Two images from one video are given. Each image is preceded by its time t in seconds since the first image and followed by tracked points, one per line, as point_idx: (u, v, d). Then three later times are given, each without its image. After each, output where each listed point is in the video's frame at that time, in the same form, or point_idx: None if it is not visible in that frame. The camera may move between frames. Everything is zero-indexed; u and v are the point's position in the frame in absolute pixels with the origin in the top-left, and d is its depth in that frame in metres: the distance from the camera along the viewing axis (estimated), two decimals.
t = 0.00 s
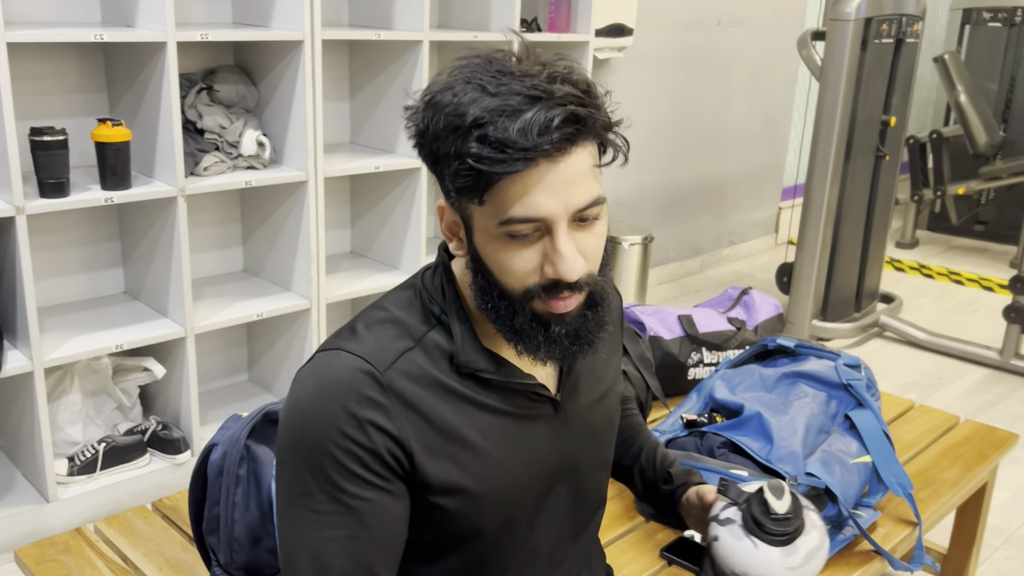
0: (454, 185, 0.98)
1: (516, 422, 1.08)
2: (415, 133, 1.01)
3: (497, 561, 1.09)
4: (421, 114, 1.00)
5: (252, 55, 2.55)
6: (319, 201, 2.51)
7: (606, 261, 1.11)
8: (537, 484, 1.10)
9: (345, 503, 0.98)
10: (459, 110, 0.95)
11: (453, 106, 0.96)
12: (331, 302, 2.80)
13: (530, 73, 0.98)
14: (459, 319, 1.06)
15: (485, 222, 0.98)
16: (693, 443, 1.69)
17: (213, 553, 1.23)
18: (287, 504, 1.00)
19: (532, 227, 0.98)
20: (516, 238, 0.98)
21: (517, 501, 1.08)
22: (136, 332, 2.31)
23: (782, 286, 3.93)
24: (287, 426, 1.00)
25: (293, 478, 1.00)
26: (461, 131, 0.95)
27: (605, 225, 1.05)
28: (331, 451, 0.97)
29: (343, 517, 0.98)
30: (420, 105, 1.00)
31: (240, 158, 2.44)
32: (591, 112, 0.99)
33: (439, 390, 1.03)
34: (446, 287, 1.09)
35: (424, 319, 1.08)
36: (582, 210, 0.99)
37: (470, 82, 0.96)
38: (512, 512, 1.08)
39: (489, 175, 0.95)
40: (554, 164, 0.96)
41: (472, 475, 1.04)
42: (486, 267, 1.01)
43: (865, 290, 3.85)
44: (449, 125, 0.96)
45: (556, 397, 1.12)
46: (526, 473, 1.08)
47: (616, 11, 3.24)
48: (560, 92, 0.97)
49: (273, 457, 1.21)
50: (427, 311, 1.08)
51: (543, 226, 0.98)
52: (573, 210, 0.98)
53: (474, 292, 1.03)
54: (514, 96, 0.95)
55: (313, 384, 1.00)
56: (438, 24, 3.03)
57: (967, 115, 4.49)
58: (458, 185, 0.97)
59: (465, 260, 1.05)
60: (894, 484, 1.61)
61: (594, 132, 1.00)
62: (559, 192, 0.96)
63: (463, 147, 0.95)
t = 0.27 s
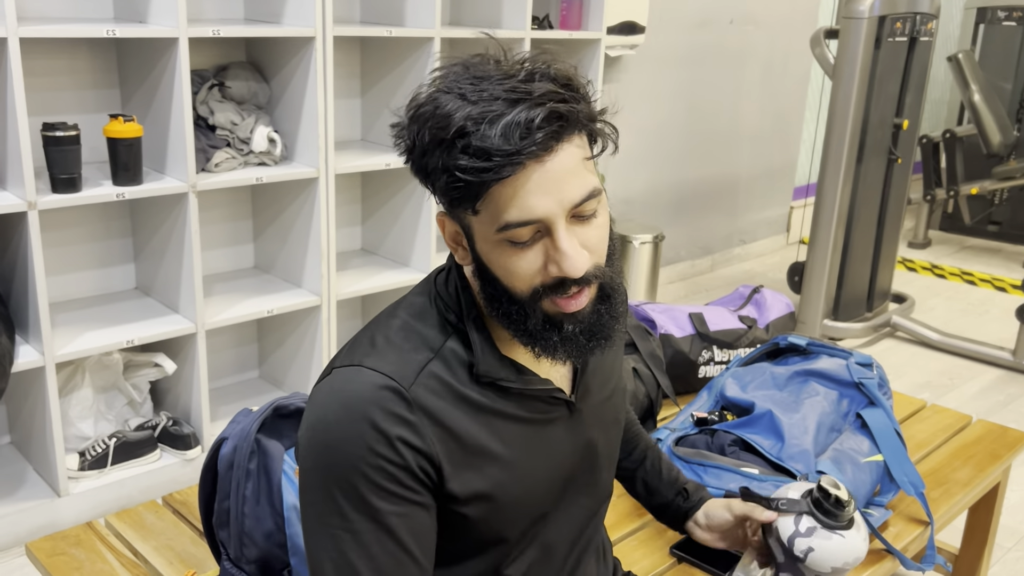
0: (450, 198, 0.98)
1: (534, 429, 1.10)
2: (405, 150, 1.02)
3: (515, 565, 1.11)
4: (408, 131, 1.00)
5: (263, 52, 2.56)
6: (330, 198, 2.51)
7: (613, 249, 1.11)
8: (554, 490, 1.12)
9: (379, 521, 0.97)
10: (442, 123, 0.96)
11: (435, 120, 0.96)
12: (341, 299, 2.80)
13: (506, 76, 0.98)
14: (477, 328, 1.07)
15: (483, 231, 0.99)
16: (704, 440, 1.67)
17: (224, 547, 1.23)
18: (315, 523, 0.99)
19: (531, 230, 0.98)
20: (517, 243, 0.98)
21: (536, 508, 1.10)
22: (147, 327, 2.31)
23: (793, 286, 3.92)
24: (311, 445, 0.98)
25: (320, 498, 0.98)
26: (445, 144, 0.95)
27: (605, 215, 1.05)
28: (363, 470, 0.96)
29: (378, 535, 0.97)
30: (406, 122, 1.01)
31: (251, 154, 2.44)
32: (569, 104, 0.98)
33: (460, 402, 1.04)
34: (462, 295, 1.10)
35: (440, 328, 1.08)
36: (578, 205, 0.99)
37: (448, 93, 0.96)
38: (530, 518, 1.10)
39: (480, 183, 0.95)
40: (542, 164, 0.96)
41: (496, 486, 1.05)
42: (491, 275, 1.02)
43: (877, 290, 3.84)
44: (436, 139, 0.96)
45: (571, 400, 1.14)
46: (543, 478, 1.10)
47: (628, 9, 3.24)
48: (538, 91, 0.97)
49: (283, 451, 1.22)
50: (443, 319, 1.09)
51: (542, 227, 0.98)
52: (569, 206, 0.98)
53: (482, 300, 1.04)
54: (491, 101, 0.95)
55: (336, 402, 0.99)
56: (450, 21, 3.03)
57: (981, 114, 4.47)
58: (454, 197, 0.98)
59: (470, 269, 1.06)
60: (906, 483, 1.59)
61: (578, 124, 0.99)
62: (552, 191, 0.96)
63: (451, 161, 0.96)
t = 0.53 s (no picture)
0: (479, 183, 0.99)
1: (539, 432, 1.10)
2: (437, 132, 1.03)
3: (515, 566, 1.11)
4: (442, 113, 1.01)
5: (267, 49, 2.56)
6: (333, 195, 2.51)
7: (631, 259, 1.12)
8: (557, 492, 1.12)
9: (388, 522, 0.97)
10: (482, 107, 0.96)
11: (476, 103, 0.97)
12: (345, 297, 2.80)
13: (554, 70, 0.99)
14: (487, 330, 1.07)
15: (508, 219, 1.00)
16: (706, 438, 1.67)
17: (225, 543, 1.22)
18: (321, 523, 0.98)
19: (556, 223, 0.99)
20: (541, 234, 1.00)
21: (539, 510, 1.10)
22: (151, 325, 2.32)
23: (797, 285, 3.91)
24: (320, 445, 0.98)
25: (328, 498, 0.97)
26: (485, 128, 0.96)
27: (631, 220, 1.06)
28: (373, 471, 0.96)
29: (386, 536, 0.97)
30: (441, 105, 1.02)
31: (256, 152, 2.45)
32: (614, 106, 1.00)
33: (468, 404, 1.04)
34: (469, 296, 1.09)
35: (449, 329, 1.07)
36: (607, 205, 1.00)
37: (495, 80, 0.98)
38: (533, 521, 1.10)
39: (514, 170, 0.96)
40: (578, 158, 0.98)
41: (502, 489, 1.06)
42: (510, 266, 1.02)
43: (881, 289, 3.83)
44: (473, 123, 0.97)
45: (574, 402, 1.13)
46: (547, 482, 1.10)
47: (632, 7, 3.24)
48: (582, 88, 0.98)
49: (285, 449, 1.23)
50: (452, 320, 1.08)
51: (568, 222, 0.99)
52: (597, 204, 0.99)
53: (498, 292, 1.05)
54: (537, 92, 0.96)
55: (347, 402, 0.98)
56: (454, 19, 3.03)
57: (986, 114, 4.46)
58: (483, 182, 0.98)
59: (488, 259, 1.06)
60: (909, 482, 1.60)
61: (616, 127, 1.01)
62: (583, 187, 0.98)
63: (487, 145, 0.96)
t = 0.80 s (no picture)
0: (503, 139, 1.01)
1: (533, 428, 1.07)
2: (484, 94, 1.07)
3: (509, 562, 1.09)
4: (493, 77, 1.06)
5: (266, 49, 2.56)
6: (332, 194, 2.51)
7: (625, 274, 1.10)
8: (552, 487, 1.11)
9: (383, 511, 0.95)
10: (531, 72, 1.01)
11: (529, 68, 1.01)
12: (344, 296, 2.80)
13: (616, 69, 1.04)
14: (483, 322, 1.05)
15: (521, 178, 1.02)
16: (705, 437, 1.67)
17: (224, 541, 1.22)
18: (318, 511, 0.97)
19: (563, 194, 1.00)
20: (547, 202, 1.00)
21: (533, 506, 1.08)
22: (150, 324, 2.32)
23: (796, 284, 3.91)
24: (315, 433, 0.96)
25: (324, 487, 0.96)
26: (530, 85, 1.00)
27: (633, 232, 1.06)
28: (368, 459, 0.94)
29: (382, 526, 0.96)
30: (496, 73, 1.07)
31: (254, 151, 2.44)
32: (658, 117, 1.03)
33: (463, 395, 1.02)
34: (467, 289, 1.07)
35: (446, 321, 1.05)
36: (618, 197, 1.01)
37: (554, 57, 1.02)
38: (527, 517, 1.08)
39: (542, 126, 0.98)
40: (605, 140, 1.00)
41: (496, 482, 1.03)
42: (508, 228, 1.03)
43: (879, 289, 3.83)
44: (519, 83, 1.01)
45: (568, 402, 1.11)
46: (540, 478, 1.08)
47: (631, 7, 3.24)
48: (631, 83, 1.02)
49: (284, 447, 1.22)
50: (450, 312, 1.06)
51: (576, 198, 1.00)
52: (607, 191, 1.00)
53: (492, 258, 1.05)
54: (591, 73, 1.01)
55: (342, 389, 0.97)
56: (453, 19, 3.03)
57: (985, 113, 4.46)
58: (507, 137, 1.01)
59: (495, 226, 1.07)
60: (907, 481, 1.58)
61: (649, 134, 1.03)
62: (600, 168, 1.00)
63: (523, 103, 1.00)
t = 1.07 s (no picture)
0: (498, 133, 1.03)
1: (528, 421, 1.08)
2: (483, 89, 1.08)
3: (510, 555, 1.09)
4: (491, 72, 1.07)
5: (260, 49, 2.56)
6: (327, 194, 2.51)
7: (626, 265, 1.10)
8: (550, 480, 1.10)
9: (379, 495, 0.97)
10: (523, 68, 1.02)
11: (520, 63, 1.02)
12: (338, 296, 2.80)
13: (604, 58, 1.04)
14: (481, 315, 1.06)
15: (513, 170, 1.03)
16: (700, 437, 1.67)
17: (220, 541, 1.22)
18: (318, 497, 0.99)
19: (554, 184, 1.01)
20: (539, 194, 1.02)
21: (530, 498, 1.08)
22: (144, 324, 2.31)
23: (789, 284, 3.92)
24: (316, 418, 0.99)
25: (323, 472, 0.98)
26: (519, 79, 1.01)
27: (630, 222, 1.07)
28: (364, 443, 0.97)
29: (379, 510, 0.97)
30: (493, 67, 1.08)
31: (249, 151, 2.44)
32: (647, 106, 1.03)
33: (458, 385, 1.03)
34: (468, 282, 1.09)
35: (446, 312, 1.08)
36: (608, 187, 1.02)
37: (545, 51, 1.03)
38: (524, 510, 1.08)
39: (532, 120, 1.00)
40: (594, 130, 1.01)
41: (490, 473, 1.04)
42: (502, 219, 1.05)
43: (873, 289, 3.84)
44: (512, 78, 1.02)
45: (568, 398, 1.12)
46: (536, 471, 1.08)
47: (625, 7, 3.24)
48: (620, 73, 1.02)
49: (280, 447, 1.22)
50: (450, 305, 1.09)
51: (566, 189, 1.01)
52: (596, 181, 1.01)
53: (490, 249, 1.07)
54: (581, 67, 1.02)
55: (340, 375, 1.00)
56: (447, 19, 3.03)
57: (977, 114, 4.48)
58: (501, 131, 1.02)
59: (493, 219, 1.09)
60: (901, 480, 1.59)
61: (640, 124, 1.04)
62: (588, 159, 1.00)
63: (514, 97, 1.01)
